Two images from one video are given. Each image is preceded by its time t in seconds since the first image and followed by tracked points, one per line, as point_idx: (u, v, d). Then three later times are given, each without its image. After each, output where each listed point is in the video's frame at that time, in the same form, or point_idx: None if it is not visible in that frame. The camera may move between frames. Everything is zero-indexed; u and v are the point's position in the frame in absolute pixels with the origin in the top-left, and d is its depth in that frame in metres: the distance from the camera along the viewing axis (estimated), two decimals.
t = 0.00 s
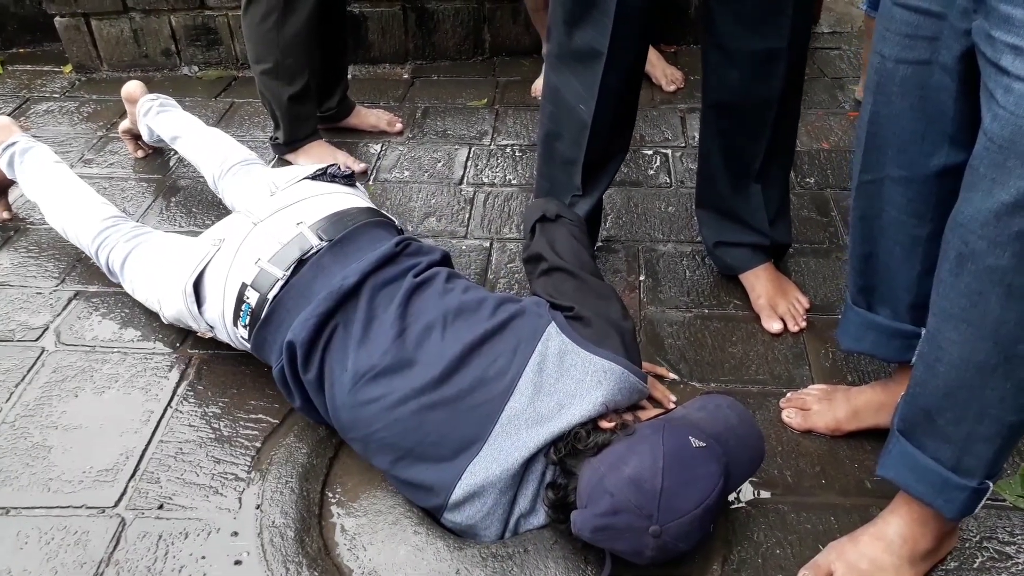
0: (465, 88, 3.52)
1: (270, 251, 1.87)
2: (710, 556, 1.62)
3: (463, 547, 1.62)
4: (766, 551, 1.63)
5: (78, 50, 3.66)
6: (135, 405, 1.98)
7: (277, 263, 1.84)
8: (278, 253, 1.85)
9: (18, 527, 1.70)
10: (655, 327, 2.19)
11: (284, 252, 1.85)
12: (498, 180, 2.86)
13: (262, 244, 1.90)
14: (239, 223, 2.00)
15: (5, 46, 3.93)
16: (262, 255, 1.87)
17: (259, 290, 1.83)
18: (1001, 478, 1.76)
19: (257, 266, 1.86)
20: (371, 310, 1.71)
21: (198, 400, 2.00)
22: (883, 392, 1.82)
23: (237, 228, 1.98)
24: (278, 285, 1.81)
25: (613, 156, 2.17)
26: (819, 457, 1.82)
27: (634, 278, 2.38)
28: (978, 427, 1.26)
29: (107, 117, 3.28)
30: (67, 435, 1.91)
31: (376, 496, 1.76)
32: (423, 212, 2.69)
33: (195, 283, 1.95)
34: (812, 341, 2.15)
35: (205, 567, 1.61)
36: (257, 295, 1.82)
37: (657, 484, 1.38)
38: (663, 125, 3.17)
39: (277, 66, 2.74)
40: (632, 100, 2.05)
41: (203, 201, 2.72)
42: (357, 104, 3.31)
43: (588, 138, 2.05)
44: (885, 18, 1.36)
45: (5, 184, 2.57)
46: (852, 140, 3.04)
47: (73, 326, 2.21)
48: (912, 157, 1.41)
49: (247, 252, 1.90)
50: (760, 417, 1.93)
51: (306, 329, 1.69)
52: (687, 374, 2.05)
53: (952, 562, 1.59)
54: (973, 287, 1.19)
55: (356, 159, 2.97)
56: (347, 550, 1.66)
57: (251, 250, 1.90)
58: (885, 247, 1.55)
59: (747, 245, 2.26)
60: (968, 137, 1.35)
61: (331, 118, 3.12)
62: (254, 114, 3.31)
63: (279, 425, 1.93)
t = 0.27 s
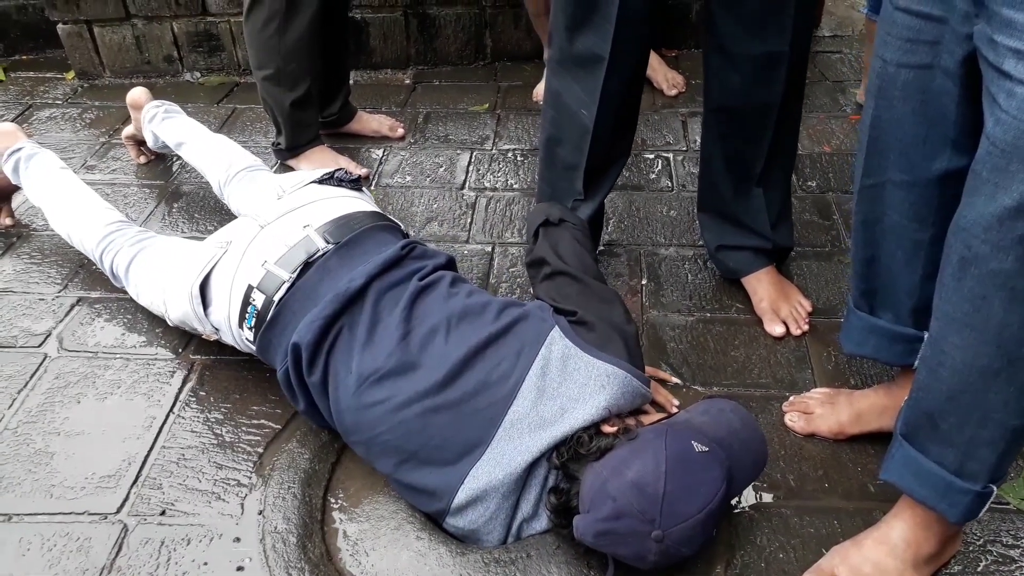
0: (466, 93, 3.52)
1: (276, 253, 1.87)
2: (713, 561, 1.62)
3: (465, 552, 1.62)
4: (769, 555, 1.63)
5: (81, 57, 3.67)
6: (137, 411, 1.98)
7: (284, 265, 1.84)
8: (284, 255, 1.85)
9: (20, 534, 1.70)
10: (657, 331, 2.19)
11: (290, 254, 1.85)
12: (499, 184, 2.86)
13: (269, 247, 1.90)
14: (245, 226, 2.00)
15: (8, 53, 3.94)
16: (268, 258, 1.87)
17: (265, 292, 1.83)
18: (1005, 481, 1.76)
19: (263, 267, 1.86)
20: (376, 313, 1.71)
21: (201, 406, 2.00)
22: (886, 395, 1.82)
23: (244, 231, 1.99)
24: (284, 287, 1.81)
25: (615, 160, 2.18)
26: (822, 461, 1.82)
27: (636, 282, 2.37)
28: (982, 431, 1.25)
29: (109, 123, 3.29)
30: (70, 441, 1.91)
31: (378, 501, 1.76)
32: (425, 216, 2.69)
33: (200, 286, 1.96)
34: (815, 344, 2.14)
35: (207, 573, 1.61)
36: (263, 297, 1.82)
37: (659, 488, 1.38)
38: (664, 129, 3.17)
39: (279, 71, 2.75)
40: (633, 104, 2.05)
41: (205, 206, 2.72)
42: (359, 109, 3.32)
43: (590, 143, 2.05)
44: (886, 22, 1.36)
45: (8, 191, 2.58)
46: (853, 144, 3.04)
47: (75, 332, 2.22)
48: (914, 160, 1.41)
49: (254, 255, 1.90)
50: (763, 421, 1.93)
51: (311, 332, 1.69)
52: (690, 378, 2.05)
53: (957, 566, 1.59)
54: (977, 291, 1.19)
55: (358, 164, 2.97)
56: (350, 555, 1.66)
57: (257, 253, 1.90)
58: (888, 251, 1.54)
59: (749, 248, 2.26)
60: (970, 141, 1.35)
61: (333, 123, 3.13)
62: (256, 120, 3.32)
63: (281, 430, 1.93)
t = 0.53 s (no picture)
0: (462, 93, 3.52)
1: (270, 255, 1.86)
2: (709, 561, 1.61)
3: (461, 553, 1.62)
4: (766, 555, 1.62)
5: (76, 58, 3.66)
6: (132, 412, 1.98)
7: (277, 267, 1.83)
8: (278, 257, 1.85)
9: (14, 536, 1.69)
10: (653, 331, 2.19)
11: (283, 256, 1.85)
12: (495, 184, 2.86)
13: (262, 248, 1.89)
14: (239, 227, 2.00)
15: (3, 54, 3.93)
16: (262, 259, 1.87)
17: (258, 294, 1.82)
18: (1001, 480, 1.75)
19: (257, 269, 1.85)
20: (370, 314, 1.71)
21: (196, 407, 1.99)
22: (883, 394, 1.81)
23: (237, 232, 1.98)
24: (277, 288, 1.80)
25: (610, 160, 2.17)
26: (819, 460, 1.82)
27: (632, 282, 2.37)
28: (976, 430, 1.25)
29: (104, 124, 3.28)
30: (64, 443, 1.90)
31: (373, 502, 1.75)
32: (421, 216, 2.69)
33: (194, 287, 1.95)
34: (811, 343, 2.14)
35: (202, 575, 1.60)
36: (257, 299, 1.81)
37: (656, 488, 1.37)
38: (660, 127, 3.17)
39: (273, 72, 2.74)
40: (628, 103, 2.05)
41: (201, 207, 2.71)
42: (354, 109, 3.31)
43: (585, 143, 2.04)
44: (879, 20, 1.36)
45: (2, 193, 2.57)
46: (850, 142, 3.04)
47: (70, 334, 2.21)
48: (908, 159, 1.41)
49: (247, 256, 1.89)
50: (759, 420, 1.92)
51: (304, 334, 1.68)
52: (686, 378, 2.04)
53: (953, 564, 1.58)
54: (970, 290, 1.18)
55: (353, 164, 2.97)
56: (345, 556, 1.65)
57: (251, 254, 1.89)
58: (882, 249, 1.54)
59: (744, 247, 2.26)
60: (964, 139, 1.34)
61: (329, 123, 3.12)
62: (251, 120, 3.31)
63: (277, 431, 1.92)
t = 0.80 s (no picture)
0: (473, 94, 3.53)
1: (281, 252, 1.88)
2: (715, 563, 1.62)
3: (466, 552, 1.62)
4: (771, 558, 1.62)
5: (90, 55, 3.69)
6: (141, 407, 1.99)
7: (288, 264, 1.84)
8: (289, 255, 1.86)
9: (23, 528, 1.71)
10: (661, 333, 2.19)
11: (294, 253, 1.86)
12: (505, 185, 2.87)
13: (273, 246, 1.91)
14: (250, 224, 2.01)
15: (18, 51, 3.96)
16: (273, 257, 1.88)
17: (269, 291, 1.83)
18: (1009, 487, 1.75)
19: (267, 266, 1.86)
20: (379, 313, 1.72)
21: (205, 402, 2.01)
22: (890, 400, 1.81)
23: (249, 229, 1.99)
24: (288, 286, 1.82)
25: (620, 162, 2.18)
26: (825, 465, 1.82)
27: (641, 284, 2.37)
28: (984, 436, 1.25)
29: (117, 121, 3.30)
30: (74, 436, 1.92)
31: (380, 499, 1.76)
32: (430, 216, 2.70)
33: (205, 284, 1.96)
34: (819, 348, 2.14)
35: (209, 568, 1.62)
36: (267, 296, 1.83)
37: (661, 490, 1.38)
38: (671, 131, 3.17)
39: (286, 70, 2.76)
40: (638, 106, 2.06)
41: (212, 204, 2.73)
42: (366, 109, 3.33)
43: (595, 145, 2.05)
44: (891, 25, 1.36)
45: (16, 187, 2.59)
46: (860, 147, 3.04)
47: (81, 328, 2.23)
48: (919, 164, 1.41)
49: (258, 254, 1.91)
50: (766, 424, 1.92)
51: (314, 331, 1.70)
52: (693, 380, 2.04)
53: (960, 571, 1.58)
54: (979, 296, 1.18)
55: (364, 163, 2.98)
56: (351, 553, 1.66)
57: (262, 252, 1.91)
58: (891, 255, 1.54)
59: (753, 251, 2.26)
60: (974, 145, 1.34)
61: (340, 123, 3.14)
62: (264, 119, 3.33)
63: (285, 428, 1.93)
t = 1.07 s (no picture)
0: (471, 92, 3.52)
1: (279, 253, 1.87)
2: (714, 562, 1.61)
3: (465, 552, 1.62)
4: (771, 557, 1.62)
5: (88, 55, 3.68)
6: (140, 407, 1.99)
7: (286, 265, 1.84)
8: (287, 255, 1.86)
9: (22, 529, 1.71)
10: (660, 332, 2.19)
11: (292, 254, 1.86)
12: (504, 184, 2.86)
13: (271, 246, 1.90)
14: (248, 225, 2.00)
15: (16, 51, 3.96)
16: (271, 258, 1.87)
17: (268, 292, 1.83)
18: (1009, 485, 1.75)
19: (266, 267, 1.86)
20: (377, 313, 1.72)
21: (204, 403, 2.00)
22: (890, 398, 1.81)
23: (247, 230, 1.99)
24: (287, 286, 1.81)
25: (618, 161, 2.17)
26: (825, 464, 1.81)
27: (640, 282, 2.37)
28: (985, 435, 1.24)
29: (115, 121, 3.30)
30: (73, 437, 1.92)
31: (379, 499, 1.76)
32: (429, 215, 2.70)
33: (203, 285, 1.96)
34: (819, 346, 2.13)
35: (209, 569, 1.61)
36: (266, 297, 1.82)
37: (661, 489, 1.37)
38: (669, 129, 3.17)
39: (285, 69, 2.75)
40: (637, 104, 2.05)
41: (211, 204, 2.73)
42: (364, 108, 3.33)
43: (593, 143, 2.05)
44: (890, 23, 1.35)
45: (14, 188, 2.59)
46: (859, 145, 3.03)
47: (80, 329, 2.22)
48: (918, 162, 1.41)
49: (256, 254, 1.90)
50: (766, 422, 1.92)
51: (312, 332, 1.69)
52: (692, 379, 2.04)
53: (960, 569, 1.58)
54: (979, 294, 1.18)
55: (363, 163, 2.98)
56: (350, 553, 1.66)
57: (260, 252, 1.90)
58: (890, 253, 1.53)
59: (752, 249, 2.25)
60: (974, 143, 1.34)
61: (339, 122, 3.13)
62: (262, 118, 3.33)
63: (284, 428, 1.93)
